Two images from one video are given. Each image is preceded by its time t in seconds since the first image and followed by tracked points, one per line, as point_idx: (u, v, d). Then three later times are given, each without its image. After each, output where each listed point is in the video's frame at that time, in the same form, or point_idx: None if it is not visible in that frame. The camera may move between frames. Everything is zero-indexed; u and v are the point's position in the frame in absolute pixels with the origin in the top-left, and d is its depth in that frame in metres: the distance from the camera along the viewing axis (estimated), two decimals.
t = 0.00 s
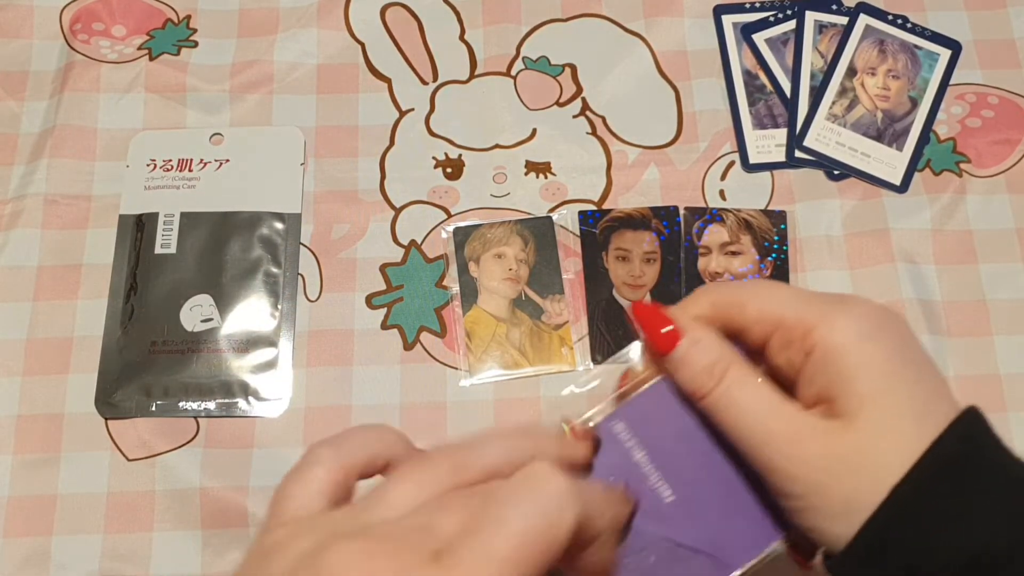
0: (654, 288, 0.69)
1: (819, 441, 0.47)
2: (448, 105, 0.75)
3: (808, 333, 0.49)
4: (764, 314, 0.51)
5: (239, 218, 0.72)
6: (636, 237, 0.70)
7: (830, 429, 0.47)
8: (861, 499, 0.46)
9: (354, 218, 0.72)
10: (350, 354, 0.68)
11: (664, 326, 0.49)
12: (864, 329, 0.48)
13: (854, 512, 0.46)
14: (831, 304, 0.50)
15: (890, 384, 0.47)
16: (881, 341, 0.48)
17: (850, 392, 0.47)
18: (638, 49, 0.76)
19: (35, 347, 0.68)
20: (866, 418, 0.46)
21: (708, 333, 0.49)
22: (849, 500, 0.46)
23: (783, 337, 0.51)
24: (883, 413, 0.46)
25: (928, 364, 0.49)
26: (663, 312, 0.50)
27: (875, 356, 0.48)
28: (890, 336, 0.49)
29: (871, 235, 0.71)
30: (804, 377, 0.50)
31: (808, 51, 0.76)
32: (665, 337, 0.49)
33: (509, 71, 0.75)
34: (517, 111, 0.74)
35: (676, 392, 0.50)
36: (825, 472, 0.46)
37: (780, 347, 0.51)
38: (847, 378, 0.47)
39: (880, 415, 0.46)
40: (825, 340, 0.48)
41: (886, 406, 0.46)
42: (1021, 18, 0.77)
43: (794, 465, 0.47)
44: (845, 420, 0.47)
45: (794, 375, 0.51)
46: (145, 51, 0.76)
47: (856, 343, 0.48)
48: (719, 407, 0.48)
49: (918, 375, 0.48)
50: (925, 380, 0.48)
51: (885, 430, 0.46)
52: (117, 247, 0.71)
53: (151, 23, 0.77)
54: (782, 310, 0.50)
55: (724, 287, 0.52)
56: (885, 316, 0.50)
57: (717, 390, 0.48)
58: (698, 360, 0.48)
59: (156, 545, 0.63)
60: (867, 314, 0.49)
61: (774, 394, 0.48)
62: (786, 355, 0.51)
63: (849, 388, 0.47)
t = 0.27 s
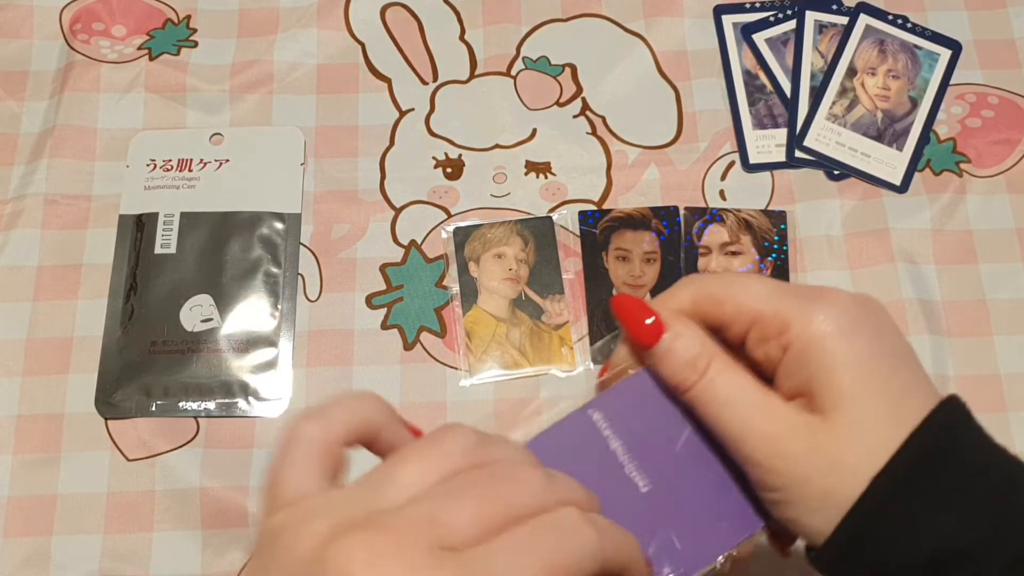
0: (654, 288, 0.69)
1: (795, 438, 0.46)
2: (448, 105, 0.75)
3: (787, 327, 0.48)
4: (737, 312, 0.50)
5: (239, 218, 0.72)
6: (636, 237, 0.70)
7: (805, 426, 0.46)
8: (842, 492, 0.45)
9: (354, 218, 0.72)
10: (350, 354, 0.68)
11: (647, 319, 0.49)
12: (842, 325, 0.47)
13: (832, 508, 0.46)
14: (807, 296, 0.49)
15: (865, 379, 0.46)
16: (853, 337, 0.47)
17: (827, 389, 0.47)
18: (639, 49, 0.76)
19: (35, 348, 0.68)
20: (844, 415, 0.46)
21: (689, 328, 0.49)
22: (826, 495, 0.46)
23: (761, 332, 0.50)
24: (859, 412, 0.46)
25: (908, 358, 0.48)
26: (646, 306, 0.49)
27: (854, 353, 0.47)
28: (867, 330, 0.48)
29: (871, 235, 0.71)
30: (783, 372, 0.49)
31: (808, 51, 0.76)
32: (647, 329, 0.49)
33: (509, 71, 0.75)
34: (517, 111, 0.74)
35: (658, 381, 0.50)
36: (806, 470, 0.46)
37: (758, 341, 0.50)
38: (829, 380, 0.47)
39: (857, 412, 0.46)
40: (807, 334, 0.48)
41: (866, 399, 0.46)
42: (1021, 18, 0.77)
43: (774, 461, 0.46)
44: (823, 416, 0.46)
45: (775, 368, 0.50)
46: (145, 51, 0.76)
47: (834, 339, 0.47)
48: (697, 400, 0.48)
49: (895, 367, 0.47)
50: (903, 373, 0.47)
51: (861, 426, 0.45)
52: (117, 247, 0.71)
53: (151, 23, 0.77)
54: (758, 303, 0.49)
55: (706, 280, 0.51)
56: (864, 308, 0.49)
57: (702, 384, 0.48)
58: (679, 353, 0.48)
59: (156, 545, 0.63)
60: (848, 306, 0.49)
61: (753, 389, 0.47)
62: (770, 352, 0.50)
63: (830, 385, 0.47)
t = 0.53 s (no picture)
0: (654, 288, 0.69)
1: (853, 424, 0.45)
2: (448, 105, 0.75)
3: (845, 327, 0.48)
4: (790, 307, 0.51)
5: (239, 218, 0.72)
6: (636, 237, 0.70)
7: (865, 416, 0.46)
8: (891, 483, 0.45)
9: (354, 218, 0.72)
10: (350, 354, 0.68)
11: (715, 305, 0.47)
12: (899, 327, 0.48)
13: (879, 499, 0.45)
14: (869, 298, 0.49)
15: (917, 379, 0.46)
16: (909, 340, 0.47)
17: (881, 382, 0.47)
18: (638, 49, 0.76)
19: (35, 348, 0.68)
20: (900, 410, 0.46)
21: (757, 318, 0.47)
22: (875, 486, 0.45)
23: (819, 327, 0.50)
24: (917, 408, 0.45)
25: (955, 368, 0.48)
26: (720, 295, 0.47)
27: (910, 356, 0.47)
28: (919, 336, 0.48)
29: (871, 235, 0.71)
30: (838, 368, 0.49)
31: (808, 51, 0.76)
32: (715, 317, 0.47)
33: (509, 71, 0.75)
34: (517, 111, 0.74)
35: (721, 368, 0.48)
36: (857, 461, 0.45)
37: (816, 337, 0.50)
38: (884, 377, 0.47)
39: (914, 405, 0.46)
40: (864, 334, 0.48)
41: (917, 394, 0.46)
42: (1021, 18, 0.77)
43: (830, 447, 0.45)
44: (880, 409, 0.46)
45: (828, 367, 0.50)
46: (145, 51, 0.76)
47: (890, 338, 0.47)
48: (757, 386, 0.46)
49: (946, 372, 0.47)
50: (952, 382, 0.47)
51: (919, 422, 0.45)
52: (117, 247, 0.71)
53: (151, 23, 0.77)
54: (823, 298, 0.50)
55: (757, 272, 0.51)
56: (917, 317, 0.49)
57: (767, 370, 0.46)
58: (748, 341, 0.46)
59: (156, 545, 0.63)
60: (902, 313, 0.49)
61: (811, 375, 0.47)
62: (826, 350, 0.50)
63: (885, 381, 0.46)
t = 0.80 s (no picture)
0: (654, 288, 0.69)
1: (828, 461, 0.46)
2: (448, 105, 0.75)
3: (827, 361, 0.49)
4: (772, 338, 0.51)
5: (240, 218, 0.72)
6: (636, 237, 0.70)
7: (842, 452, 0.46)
8: (864, 527, 0.45)
9: (354, 218, 0.72)
10: (350, 354, 0.68)
11: (697, 327, 0.48)
12: (882, 364, 0.48)
13: (856, 536, 0.45)
14: (854, 333, 0.50)
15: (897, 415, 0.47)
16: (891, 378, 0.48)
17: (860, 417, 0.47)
18: (638, 49, 0.76)
19: (36, 347, 0.68)
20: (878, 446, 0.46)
21: (737, 344, 0.48)
22: (849, 524, 0.45)
23: (801, 359, 0.50)
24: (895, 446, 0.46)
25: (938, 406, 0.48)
26: (703, 321, 0.48)
27: (894, 394, 0.47)
28: (904, 374, 0.48)
29: (871, 235, 0.71)
30: (817, 403, 0.49)
31: (808, 51, 0.76)
32: (692, 344, 0.48)
33: (509, 71, 0.75)
34: (517, 112, 0.74)
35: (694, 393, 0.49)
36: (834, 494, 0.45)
37: (798, 368, 0.51)
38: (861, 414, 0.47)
39: (892, 442, 0.46)
40: (846, 370, 0.48)
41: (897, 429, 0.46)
42: (1021, 18, 0.77)
43: (803, 483, 0.46)
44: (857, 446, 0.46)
45: (810, 400, 0.51)
46: (145, 51, 0.76)
47: (871, 376, 0.48)
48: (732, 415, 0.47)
49: (927, 412, 0.47)
50: (932, 422, 0.47)
51: (897, 461, 0.45)
52: (117, 246, 0.71)
53: (151, 23, 0.77)
54: (806, 328, 0.50)
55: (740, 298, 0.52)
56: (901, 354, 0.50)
57: (745, 400, 0.47)
58: (723, 371, 0.47)
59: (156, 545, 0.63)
60: (888, 348, 0.49)
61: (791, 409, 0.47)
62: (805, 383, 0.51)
63: (864, 420, 0.47)
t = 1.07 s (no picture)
0: (654, 288, 0.69)
1: (853, 448, 0.47)
2: (448, 105, 0.75)
3: (861, 352, 0.50)
4: (807, 323, 0.52)
5: (239, 218, 0.72)
6: (636, 237, 0.70)
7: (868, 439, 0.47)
8: (881, 516, 0.46)
9: (354, 218, 0.72)
10: (350, 354, 0.68)
11: (738, 302, 0.49)
12: (915, 362, 0.49)
13: (872, 523, 0.46)
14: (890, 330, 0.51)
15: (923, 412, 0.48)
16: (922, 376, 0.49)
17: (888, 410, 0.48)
18: (638, 49, 0.76)
19: (35, 347, 0.68)
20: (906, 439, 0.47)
21: (774, 326, 0.49)
22: (868, 516, 0.46)
23: (833, 348, 0.51)
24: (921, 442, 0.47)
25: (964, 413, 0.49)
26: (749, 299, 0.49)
27: (923, 394, 0.48)
28: (935, 376, 0.49)
29: (871, 236, 0.71)
30: (845, 393, 0.50)
31: (808, 51, 0.76)
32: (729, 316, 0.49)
33: (509, 70, 0.75)
34: (517, 111, 0.74)
35: (728, 368, 0.50)
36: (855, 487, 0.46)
37: (828, 356, 0.51)
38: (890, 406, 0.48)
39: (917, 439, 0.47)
40: (878, 364, 0.49)
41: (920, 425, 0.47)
42: (1021, 18, 0.77)
43: (827, 468, 0.46)
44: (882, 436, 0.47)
45: (835, 389, 0.52)
46: (145, 51, 0.76)
47: (902, 371, 0.49)
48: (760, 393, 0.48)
49: (952, 418, 0.48)
50: (958, 425, 0.48)
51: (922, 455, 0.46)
52: (117, 246, 0.71)
53: (151, 23, 0.77)
54: (842, 319, 0.51)
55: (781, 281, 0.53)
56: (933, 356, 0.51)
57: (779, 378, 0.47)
58: (760, 349, 0.48)
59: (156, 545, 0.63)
60: (919, 351, 0.50)
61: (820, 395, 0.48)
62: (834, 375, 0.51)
63: (892, 414, 0.48)
